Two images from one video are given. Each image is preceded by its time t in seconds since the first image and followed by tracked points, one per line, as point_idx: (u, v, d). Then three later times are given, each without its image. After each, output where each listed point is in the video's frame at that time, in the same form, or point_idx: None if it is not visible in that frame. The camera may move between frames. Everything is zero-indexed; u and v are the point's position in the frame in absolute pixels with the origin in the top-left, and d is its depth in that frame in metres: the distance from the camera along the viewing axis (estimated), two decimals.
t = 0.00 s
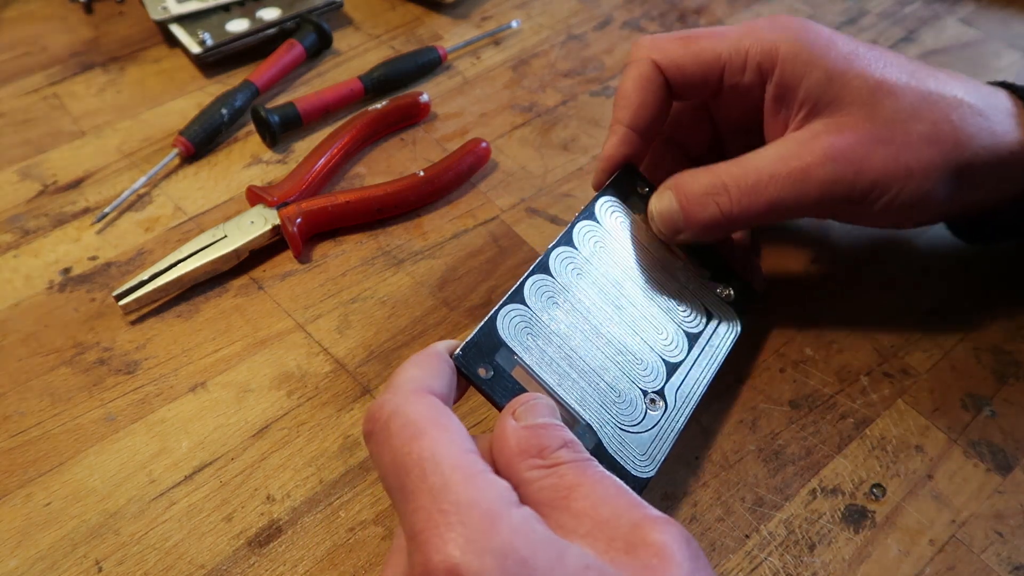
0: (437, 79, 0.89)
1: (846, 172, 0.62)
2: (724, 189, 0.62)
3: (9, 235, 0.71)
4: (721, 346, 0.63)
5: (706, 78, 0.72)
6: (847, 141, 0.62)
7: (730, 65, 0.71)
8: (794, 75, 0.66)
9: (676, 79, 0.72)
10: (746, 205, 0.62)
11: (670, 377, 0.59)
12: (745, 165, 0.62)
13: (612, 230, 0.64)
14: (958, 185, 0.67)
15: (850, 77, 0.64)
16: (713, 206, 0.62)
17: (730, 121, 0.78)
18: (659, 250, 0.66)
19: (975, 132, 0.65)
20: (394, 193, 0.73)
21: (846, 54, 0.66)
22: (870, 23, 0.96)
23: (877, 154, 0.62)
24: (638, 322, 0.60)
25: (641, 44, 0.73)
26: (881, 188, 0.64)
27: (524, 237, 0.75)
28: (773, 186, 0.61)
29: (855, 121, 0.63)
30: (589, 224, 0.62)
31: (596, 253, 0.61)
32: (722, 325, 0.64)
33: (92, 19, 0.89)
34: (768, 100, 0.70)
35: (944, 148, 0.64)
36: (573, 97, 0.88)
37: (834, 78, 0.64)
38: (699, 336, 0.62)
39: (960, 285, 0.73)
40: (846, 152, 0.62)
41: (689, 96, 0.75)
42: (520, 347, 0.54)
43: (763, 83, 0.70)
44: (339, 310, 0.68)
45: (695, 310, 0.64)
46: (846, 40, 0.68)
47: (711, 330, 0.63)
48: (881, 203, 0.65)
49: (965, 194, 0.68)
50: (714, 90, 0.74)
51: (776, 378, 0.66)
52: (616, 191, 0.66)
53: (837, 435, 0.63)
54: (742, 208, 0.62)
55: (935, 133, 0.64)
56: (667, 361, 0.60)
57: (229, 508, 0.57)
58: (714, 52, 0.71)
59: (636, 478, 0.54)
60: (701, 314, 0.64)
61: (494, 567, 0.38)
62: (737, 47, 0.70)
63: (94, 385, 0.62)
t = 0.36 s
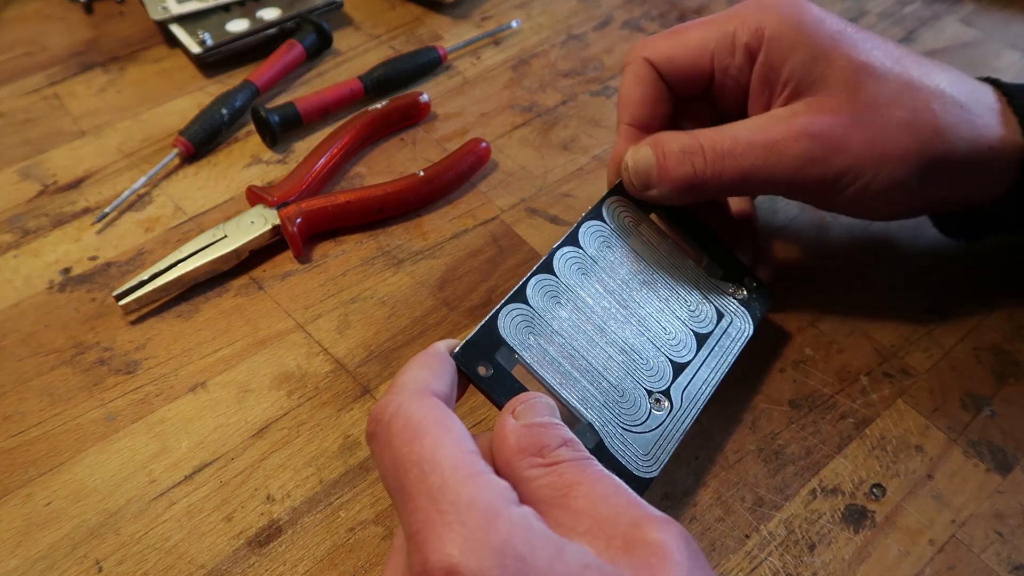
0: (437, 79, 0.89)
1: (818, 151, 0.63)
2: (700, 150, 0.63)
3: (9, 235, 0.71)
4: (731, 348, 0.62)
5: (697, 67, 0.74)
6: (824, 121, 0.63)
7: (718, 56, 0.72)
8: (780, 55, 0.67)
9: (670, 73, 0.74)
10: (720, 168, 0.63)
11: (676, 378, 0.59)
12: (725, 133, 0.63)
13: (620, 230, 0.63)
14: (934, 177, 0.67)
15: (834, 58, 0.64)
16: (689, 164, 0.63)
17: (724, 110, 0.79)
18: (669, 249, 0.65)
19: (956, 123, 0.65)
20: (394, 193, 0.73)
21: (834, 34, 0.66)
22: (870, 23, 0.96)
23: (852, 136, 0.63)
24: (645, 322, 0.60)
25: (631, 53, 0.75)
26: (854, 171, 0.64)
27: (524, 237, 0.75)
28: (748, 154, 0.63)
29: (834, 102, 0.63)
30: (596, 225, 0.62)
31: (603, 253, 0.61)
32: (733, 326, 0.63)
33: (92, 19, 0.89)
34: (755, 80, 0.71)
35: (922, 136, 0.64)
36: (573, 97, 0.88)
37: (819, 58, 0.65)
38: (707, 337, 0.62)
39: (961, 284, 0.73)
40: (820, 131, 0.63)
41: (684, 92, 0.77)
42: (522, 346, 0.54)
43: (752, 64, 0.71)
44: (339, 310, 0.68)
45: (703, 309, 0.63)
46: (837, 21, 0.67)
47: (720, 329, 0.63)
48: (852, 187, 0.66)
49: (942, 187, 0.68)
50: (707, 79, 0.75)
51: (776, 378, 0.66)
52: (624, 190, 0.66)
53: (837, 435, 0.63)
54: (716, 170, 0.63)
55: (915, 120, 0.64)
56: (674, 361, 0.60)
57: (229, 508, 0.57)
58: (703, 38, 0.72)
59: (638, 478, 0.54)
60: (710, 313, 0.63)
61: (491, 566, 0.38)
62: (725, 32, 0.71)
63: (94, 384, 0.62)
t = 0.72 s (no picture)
0: (437, 79, 0.89)
1: (876, 124, 0.60)
2: (750, 145, 0.60)
3: (9, 235, 0.71)
4: (728, 332, 0.61)
5: (727, 45, 0.72)
6: (878, 89, 0.61)
7: (749, 30, 0.71)
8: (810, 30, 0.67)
9: (694, 51, 0.73)
10: (771, 162, 0.60)
11: (668, 368, 0.58)
12: (771, 121, 0.59)
13: (602, 221, 0.63)
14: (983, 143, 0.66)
15: (872, 31, 0.64)
16: (739, 163, 0.60)
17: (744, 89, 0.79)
18: (660, 233, 0.64)
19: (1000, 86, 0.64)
20: (394, 193, 0.73)
21: (864, 11, 0.66)
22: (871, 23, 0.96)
23: (906, 105, 0.61)
24: (634, 313, 0.59)
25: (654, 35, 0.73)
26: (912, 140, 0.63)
27: (524, 237, 0.75)
28: (802, 141, 0.59)
29: (881, 71, 0.62)
30: (577, 219, 0.62)
31: (584, 247, 0.61)
32: (731, 307, 0.62)
33: (91, 19, 0.89)
34: (790, 57, 0.70)
35: (971, 96, 0.63)
36: (573, 97, 0.88)
37: (856, 32, 0.64)
38: (702, 321, 0.61)
39: (961, 284, 0.73)
40: (876, 101, 0.60)
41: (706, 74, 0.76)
42: (501, 348, 0.55)
43: (783, 40, 0.70)
44: (339, 310, 0.68)
45: (698, 293, 0.62)
46: None
47: (716, 313, 0.61)
48: (918, 152, 0.65)
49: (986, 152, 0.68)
50: (735, 58, 0.74)
51: (776, 379, 0.66)
52: (609, 179, 0.65)
53: (837, 435, 0.63)
54: (769, 163, 0.60)
55: (961, 83, 0.63)
56: (665, 351, 0.59)
57: (229, 508, 0.57)
58: (732, 18, 0.71)
59: (629, 474, 0.54)
60: (705, 298, 0.62)
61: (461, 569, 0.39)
62: (754, 11, 0.70)
63: (94, 385, 0.62)
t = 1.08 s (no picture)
0: (437, 79, 0.89)
1: (821, 166, 0.63)
2: (700, 154, 0.63)
3: (8, 235, 0.70)
4: (737, 337, 0.61)
5: (699, 68, 0.72)
6: (830, 133, 0.62)
7: (722, 54, 0.71)
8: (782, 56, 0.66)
9: (672, 72, 0.73)
10: (717, 173, 0.63)
11: (679, 370, 0.58)
12: (729, 135, 0.63)
13: (615, 226, 0.64)
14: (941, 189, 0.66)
15: (844, 66, 0.63)
16: (686, 168, 0.63)
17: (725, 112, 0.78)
18: (669, 243, 0.65)
19: (962, 138, 0.64)
20: (394, 193, 0.73)
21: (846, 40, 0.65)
22: (870, 23, 0.96)
23: (855, 153, 0.63)
24: (644, 315, 0.60)
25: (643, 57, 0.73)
26: (854, 185, 0.64)
27: (525, 237, 0.75)
28: (748, 161, 0.63)
29: (840, 112, 0.63)
30: (588, 222, 0.63)
31: (597, 249, 0.62)
32: (739, 315, 0.62)
33: (92, 19, 0.89)
34: (759, 82, 0.70)
35: (927, 152, 0.63)
36: (573, 97, 0.88)
37: (829, 64, 0.64)
38: (712, 327, 0.61)
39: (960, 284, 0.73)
40: (825, 146, 0.62)
41: (685, 94, 0.76)
42: (516, 347, 0.55)
43: (756, 66, 0.69)
44: (339, 310, 0.68)
45: (707, 299, 0.62)
46: (848, 27, 0.66)
47: (725, 319, 0.62)
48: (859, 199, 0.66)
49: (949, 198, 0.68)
50: (710, 82, 0.74)
51: (776, 379, 0.66)
52: (619, 188, 0.67)
53: (837, 435, 0.63)
54: (714, 175, 0.63)
55: (922, 135, 0.63)
56: (676, 353, 0.59)
57: (229, 508, 0.57)
58: (708, 39, 0.71)
59: (641, 473, 0.54)
60: (714, 303, 0.62)
61: (484, 557, 0.39)
62: (731, 33, 0.70)
63: (94, 385, 0.62)
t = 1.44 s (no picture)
0: (437, 79, 0.89)
1: (847, 109, 0.63)
2: (725, 93, 0.65)
3: (8, 235, 0.70)
4: (723, 308, 0.60)
5: (719, 34, 0.73)
6: (856, 72, 0.63)
7: (742, 16, 0.71)
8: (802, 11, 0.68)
9: (687, 42, 0.73)
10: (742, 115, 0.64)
11: (658, 352, 0.57)
12: (751, 81, 0.64)
13: (587, 214, 0.64)
14: (973, 136, 0.67)
15: (865, 13, 0.65)
16: (711, 108, 0.65)
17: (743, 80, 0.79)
18: (648, 221, 0.64)
19: (987, 79, 0.65)
20: (394, 193, 0.73)
21: None
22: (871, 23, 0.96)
23: (883, 91, 0.63)
24: (620, 300, 0.59)
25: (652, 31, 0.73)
26: (883, 128, 0.65)
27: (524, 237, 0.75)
28: (769, 101, 0.63)
29: (862, 54, 0.64)
30: (559, 215, 0.63)
31: (567, 241, 0.62)
32: (726, 284, 0.60)
33: (92, 19, 0.89)
34: (781, 40, 0.71)
35: (955, 90, 0.64)
36: (573, 97, 0.88)
37: (850, 12, 0.66)
38: (693, 301, 0.60)
39: (961, 286, 0.73)
40: (851, 84, 0.63)
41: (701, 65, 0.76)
42: (481, 347, 0.56)
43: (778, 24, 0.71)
44: (339, 310, 0.68)
45: (691, 274, 0.61)
46: None
47: (710, 292, 0.60)
48: (887, 145, 0.67)
49: (979, 149, 0.68)
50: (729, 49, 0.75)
51: (776, 379, 0.66)
52: (593, 173, 0.66)
53: (837, 435, 0.63)
54: (738, 117, 0.65)
55: (947, 72, 0.64)
56: (654, 335, 0.58)
57: (229, 508, 0.57)
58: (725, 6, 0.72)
59: (617, 463, 0.53)
60: (698, 278, 0.61)
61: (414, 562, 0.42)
62: None
63: (94, 385, 0.62)
